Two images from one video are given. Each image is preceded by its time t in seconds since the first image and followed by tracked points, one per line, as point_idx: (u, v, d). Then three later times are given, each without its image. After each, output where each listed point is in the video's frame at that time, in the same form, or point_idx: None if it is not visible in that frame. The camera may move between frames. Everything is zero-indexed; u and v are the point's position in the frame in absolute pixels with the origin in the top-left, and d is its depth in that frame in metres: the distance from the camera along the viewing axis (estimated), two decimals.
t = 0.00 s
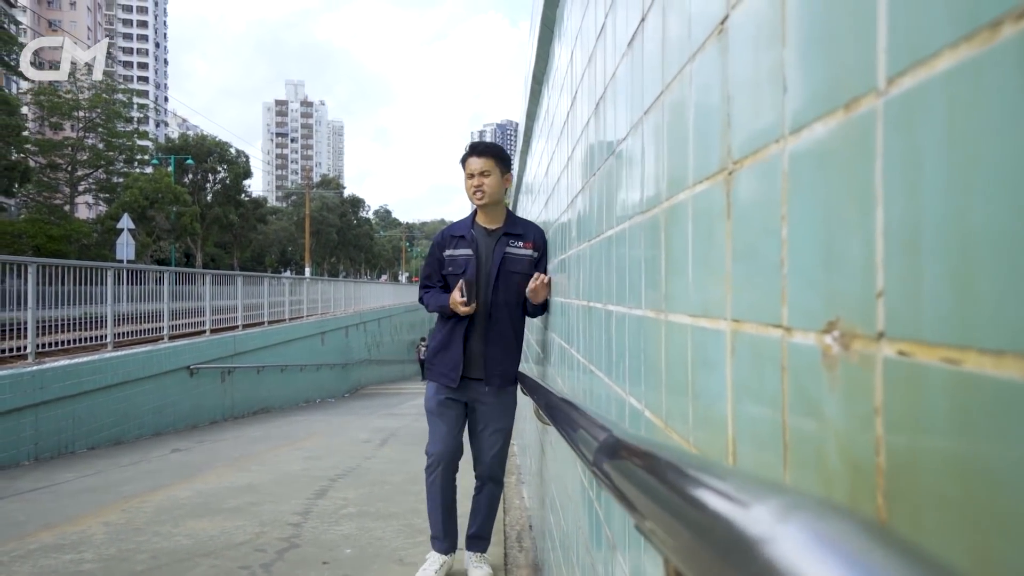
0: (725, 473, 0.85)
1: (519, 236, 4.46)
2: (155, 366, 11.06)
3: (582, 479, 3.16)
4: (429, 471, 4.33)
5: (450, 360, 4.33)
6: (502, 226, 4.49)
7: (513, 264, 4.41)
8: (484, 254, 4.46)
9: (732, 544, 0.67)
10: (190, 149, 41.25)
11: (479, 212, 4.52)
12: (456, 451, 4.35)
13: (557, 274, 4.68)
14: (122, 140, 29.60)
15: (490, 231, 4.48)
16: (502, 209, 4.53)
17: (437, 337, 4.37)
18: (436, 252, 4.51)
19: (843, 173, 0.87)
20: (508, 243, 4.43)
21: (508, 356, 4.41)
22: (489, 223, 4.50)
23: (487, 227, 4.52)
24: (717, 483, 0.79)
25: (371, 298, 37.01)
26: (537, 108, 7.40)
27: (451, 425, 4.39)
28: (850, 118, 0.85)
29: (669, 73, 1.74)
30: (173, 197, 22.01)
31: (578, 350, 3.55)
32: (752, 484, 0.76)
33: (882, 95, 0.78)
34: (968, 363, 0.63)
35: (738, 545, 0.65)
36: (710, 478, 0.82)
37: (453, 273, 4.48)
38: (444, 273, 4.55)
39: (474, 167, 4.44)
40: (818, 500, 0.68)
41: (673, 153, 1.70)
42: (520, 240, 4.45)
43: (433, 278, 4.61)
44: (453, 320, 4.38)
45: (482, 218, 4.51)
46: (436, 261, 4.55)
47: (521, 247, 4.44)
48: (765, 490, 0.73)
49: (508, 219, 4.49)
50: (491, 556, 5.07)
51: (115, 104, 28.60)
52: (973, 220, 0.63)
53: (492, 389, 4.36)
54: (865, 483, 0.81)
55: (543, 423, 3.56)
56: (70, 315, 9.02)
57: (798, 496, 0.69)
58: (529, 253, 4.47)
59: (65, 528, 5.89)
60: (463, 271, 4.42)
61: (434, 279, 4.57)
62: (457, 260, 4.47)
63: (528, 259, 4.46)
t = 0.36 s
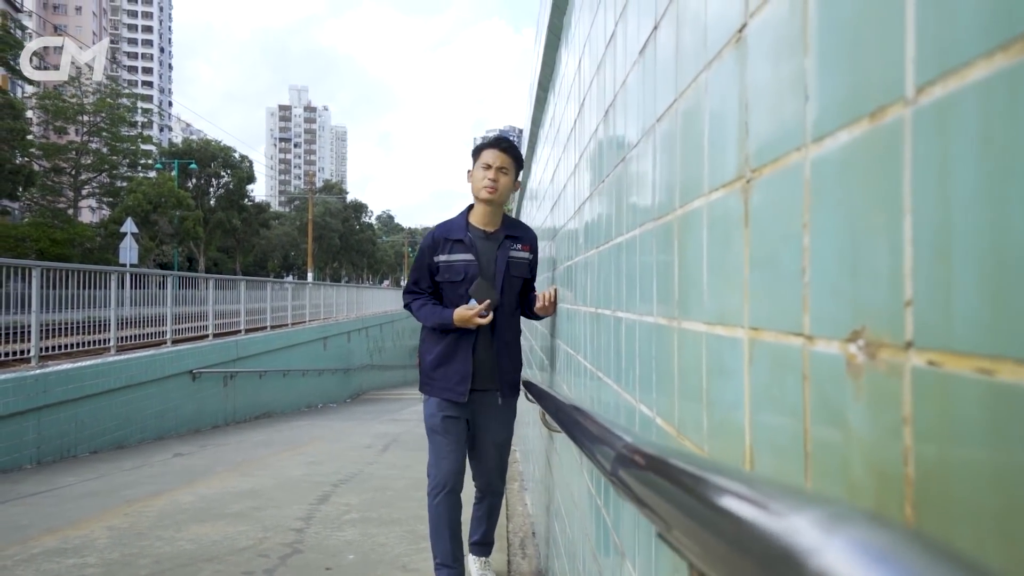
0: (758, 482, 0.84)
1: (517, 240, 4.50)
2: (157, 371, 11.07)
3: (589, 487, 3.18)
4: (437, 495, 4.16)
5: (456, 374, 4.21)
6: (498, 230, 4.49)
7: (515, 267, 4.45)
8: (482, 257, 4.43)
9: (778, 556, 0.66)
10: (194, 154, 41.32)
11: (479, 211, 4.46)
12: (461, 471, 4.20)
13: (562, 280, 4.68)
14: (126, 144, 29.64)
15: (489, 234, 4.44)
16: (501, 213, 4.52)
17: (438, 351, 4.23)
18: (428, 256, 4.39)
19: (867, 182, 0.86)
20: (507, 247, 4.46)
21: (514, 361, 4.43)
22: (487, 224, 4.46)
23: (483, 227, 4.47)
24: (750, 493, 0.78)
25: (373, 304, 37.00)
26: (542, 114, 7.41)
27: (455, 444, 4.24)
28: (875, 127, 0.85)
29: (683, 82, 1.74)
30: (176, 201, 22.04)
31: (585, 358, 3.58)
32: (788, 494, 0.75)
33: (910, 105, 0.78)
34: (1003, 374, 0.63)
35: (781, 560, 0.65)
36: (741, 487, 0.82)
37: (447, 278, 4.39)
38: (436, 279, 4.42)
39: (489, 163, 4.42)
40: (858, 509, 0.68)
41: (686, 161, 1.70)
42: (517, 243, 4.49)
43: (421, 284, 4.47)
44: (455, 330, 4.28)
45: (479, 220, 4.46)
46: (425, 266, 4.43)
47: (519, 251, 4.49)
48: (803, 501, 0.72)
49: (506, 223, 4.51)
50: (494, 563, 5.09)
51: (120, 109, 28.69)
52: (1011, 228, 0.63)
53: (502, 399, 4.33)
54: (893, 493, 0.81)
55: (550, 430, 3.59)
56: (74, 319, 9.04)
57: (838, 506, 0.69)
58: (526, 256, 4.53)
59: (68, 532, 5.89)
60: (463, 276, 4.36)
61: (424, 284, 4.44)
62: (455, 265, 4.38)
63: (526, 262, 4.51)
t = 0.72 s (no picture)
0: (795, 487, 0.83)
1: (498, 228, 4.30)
2: (160, 374, 11.07)
3: (597, 493, 3.19)
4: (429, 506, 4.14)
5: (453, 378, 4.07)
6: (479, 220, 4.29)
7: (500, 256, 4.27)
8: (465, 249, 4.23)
9: (825, 560, 0.66)
10: (197, 158, 41.35)
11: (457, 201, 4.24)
12: (455, 483, 4.17)
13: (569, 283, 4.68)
14: (128, 148, 29.68)
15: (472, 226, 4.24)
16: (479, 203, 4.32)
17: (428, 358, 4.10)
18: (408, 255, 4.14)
19: (898, 185, 0.86)
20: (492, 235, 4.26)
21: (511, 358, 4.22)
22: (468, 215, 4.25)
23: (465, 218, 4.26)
24: (787, 498, 0.78)
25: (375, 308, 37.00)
26: (547, 119, 7.42)
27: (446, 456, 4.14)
28: (906, 132, 0.85)
29: (700, 85, 1.74)
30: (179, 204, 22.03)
31: (592, 362, 3.58)
32: (828, 497, 0.75)
33: (943, 110, 0.78)
34: None
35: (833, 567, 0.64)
36: (778, 494, 0.81)
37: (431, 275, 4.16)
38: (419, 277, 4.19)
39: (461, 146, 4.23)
40: (902, 511, 0.67)
41: (702, 165, 1.70)
42: (499, 230, 4.30)
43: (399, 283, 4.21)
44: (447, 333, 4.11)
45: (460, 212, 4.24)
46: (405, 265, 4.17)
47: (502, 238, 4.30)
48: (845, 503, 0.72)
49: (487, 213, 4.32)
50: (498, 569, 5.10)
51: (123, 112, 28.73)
52: None
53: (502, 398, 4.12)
54: (926, 497, 0.80)
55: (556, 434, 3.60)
56: (76, 323, 9.04)
57: (882, 507, 0.68)
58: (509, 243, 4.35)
59: (70, 536, 5.88)
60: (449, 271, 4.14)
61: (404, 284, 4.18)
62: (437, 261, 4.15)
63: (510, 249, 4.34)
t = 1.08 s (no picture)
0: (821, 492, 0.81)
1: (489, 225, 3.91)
2: (155, 378, 11.01)
3: (599, 498, 3.19)
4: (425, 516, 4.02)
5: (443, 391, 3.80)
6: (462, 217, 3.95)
7: (490, 255, 3.87)
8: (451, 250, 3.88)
9: (851, 566, 0.66)
10: (193, 161, 41.34)
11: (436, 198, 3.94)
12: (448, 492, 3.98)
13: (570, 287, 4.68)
14: (124, 151, 29.62)
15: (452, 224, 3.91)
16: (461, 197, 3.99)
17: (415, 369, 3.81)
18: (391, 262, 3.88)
19: (923, 192, 0.86)
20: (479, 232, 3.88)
21: (507, 365, 3.85)
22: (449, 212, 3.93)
23: (447, 218, 3.94)
24: (808, 504, 0.77)
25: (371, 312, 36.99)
26: (546, 123, 7.42)
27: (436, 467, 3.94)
28: (931, 137, 0.85)
29: (710, 91, 1.73)
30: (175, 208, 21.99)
31: (594, 367, 3.57)
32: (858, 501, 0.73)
33: (971, 115, 0.77)
34: None
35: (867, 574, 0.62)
36: (804, 501, 0.79)
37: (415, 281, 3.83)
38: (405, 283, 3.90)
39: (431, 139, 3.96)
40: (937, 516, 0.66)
41: (712, 169, 1.69)
42: (492, 227, 3.92)
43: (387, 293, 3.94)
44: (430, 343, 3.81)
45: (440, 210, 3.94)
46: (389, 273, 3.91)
47: (495, 235, 3.91)
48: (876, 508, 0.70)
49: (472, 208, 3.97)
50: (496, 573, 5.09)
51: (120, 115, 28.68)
52: None
53: (487, 412, 3.78)
54: (954, 501, 0.79)
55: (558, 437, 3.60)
56: (72, 326, 8.99)
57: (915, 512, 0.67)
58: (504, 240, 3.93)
59: (65, 541, 5.83)
60: (431, 277, 3.80)
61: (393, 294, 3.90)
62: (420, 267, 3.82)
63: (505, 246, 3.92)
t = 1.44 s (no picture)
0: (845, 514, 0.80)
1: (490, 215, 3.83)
2: (147, 386, 10.92)
3: (597, 510, 3.17)
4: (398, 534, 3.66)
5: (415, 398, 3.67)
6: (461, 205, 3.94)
7: (484, 246, 3.78)
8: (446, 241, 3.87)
9: None
10: (186, 169, 41.26)
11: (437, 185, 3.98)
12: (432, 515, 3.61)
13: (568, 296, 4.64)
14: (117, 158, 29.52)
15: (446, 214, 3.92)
16: (462, 184, 3.99)
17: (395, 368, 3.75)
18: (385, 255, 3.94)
19: (947, 208, 0.84)
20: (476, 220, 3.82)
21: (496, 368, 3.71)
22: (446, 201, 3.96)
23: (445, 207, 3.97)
24: (830, 526, 0.76)
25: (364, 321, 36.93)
26: (542, 133, 7.42)
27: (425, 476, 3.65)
28: (954, 153, 0.84)
29: (716, 102, 1.72)
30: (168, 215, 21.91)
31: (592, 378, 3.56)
32: (887, 524, 0.71)
33: (998, 130, 0.76)
34: None
35: None
36: (827, 525, 0.77)
37: (407, 275, 3.85)
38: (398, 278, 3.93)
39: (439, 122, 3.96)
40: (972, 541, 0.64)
41: (718, 181, 1.68)
42: (494, 217, 3.84)
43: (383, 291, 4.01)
44: (412, 341, 3.75)
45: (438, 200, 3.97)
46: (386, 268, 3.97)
47: (496, 226, 3.81)
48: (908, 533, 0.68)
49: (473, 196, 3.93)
50: None
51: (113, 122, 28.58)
52: None
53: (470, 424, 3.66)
54: (983, 526, 0.78)
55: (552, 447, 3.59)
56: (63, 333, 8.91)
57: (948, 537, 0.65)
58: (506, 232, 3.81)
59: (54, 551, 5.75)
60: (420, 271, 3.79)
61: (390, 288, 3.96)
62: (413, 259, 3.83)
63: (505, 238, 3.79)
